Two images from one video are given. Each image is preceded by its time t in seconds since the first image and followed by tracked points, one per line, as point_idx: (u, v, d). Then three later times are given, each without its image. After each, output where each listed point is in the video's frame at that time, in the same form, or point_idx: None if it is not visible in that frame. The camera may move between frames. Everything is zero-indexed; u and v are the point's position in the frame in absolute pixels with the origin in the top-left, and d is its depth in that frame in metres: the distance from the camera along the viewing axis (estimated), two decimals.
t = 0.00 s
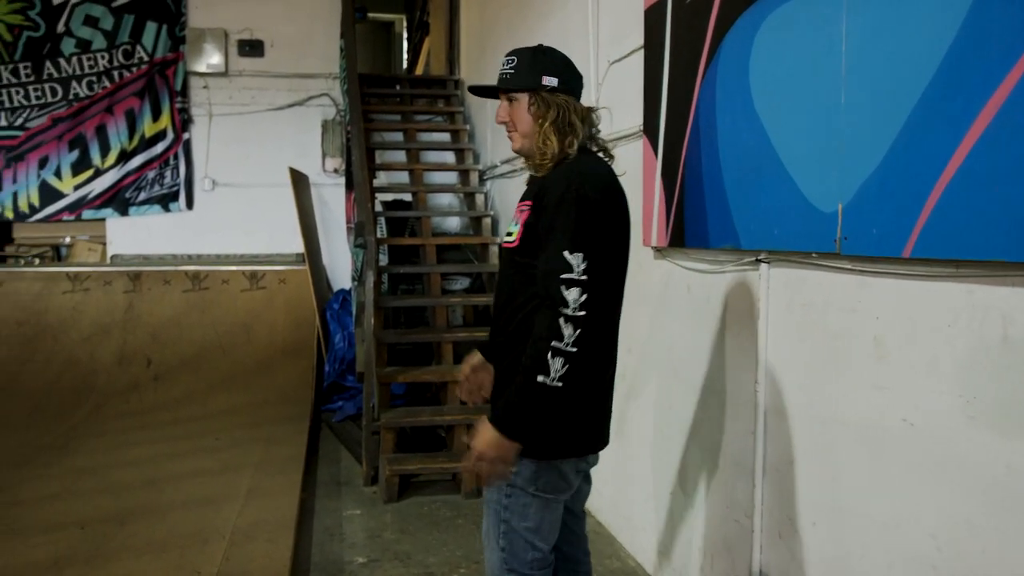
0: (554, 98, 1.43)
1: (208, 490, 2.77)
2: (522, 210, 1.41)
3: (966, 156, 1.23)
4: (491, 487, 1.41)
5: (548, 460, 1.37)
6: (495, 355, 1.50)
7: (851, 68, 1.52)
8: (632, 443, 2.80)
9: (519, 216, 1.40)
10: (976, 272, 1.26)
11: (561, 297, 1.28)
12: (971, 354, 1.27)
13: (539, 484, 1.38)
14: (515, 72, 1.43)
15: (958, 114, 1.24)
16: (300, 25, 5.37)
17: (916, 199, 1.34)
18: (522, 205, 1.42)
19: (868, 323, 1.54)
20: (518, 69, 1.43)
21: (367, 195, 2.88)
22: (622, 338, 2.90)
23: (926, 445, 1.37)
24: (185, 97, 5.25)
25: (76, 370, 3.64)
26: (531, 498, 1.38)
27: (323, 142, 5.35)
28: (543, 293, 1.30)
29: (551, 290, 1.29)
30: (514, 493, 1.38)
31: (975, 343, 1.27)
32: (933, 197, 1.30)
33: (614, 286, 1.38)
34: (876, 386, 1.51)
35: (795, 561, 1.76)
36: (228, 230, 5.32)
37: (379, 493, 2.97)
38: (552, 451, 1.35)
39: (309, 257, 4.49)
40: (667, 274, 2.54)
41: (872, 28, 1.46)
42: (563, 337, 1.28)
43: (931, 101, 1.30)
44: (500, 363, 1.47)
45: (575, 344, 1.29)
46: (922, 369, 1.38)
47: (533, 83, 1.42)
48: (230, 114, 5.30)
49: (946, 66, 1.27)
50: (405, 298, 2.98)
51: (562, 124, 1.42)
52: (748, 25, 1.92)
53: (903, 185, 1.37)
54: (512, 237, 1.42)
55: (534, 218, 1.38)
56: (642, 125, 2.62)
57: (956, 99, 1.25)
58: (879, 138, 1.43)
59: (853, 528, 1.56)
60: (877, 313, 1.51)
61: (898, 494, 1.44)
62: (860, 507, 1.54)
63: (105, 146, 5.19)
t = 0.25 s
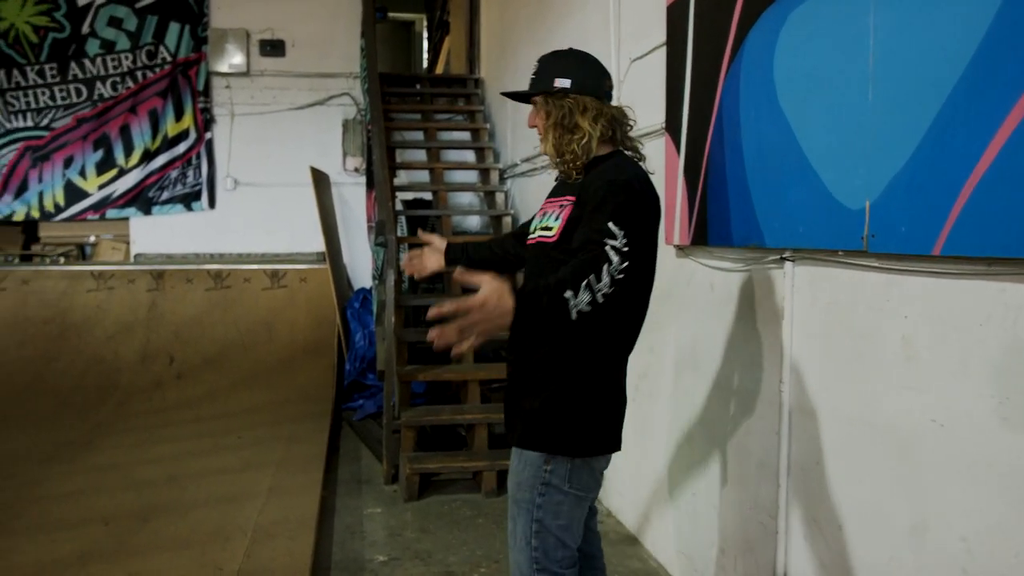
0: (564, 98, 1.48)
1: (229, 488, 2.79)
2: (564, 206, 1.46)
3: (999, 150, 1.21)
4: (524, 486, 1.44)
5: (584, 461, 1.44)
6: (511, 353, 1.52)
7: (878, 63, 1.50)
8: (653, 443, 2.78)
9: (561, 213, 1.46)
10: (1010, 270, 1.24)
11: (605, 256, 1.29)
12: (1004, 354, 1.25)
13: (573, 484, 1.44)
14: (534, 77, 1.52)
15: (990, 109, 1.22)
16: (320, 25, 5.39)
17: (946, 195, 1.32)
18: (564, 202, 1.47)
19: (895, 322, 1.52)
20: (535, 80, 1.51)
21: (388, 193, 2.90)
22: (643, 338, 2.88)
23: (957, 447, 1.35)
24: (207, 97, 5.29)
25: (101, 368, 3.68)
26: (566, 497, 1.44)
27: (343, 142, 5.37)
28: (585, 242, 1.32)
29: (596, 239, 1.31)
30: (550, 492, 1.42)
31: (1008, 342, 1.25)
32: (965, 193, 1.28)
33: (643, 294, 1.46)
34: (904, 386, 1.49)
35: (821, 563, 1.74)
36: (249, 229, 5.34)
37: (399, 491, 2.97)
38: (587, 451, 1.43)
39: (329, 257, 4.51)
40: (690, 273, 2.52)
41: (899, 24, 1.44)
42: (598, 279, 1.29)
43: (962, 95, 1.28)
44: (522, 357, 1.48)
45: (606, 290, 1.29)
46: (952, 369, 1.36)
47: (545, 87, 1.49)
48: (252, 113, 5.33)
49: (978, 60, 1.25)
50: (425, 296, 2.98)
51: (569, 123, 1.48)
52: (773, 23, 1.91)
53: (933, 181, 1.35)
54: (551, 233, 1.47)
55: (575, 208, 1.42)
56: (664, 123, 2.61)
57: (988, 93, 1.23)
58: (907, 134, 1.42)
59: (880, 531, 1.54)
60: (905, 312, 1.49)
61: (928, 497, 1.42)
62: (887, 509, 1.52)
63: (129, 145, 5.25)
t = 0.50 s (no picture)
0: (598, 101, 1.47)
1: (256, 486, 2.80)
2: (598, 207, 1.45)
3: None
4: (544, 486, 1.44)
5: (604, 462, 1.44)
6: (535, 351, 1.52)
7: (915, 59, 1.48)
8: (681, 444, 2.76)
9: (594, 212, 1.45)
10: None
11: (651, 237, 1.26)
12: None
13: (593, 485, 1.44)
14: (568, 79, 1.51)
15: None
16: (346, 25, 5.42)
17: (987, 193, 1.30)
18: (598, 203, 1.46)
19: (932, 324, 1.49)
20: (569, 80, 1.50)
21: (413, 192, 2.90)
22: (670, 338, 2.86)
23: (997, 451, 1.32)
24: (235, 98, 5.35)
25: (130, 366, 3.72)
26: (586, 498, 1.44)
27: (370, 142, 5.40)
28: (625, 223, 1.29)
29: (639, 217, 1.29)
30: (570, 493, 1.42)
31: None
32: (1007, 191, 1.25)
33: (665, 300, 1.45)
34: (941, 389, 1.46)
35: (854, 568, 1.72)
36: (275, 229, 5.38)
37: (424, 491, 2.98)
38: (609, 452, 1.43)
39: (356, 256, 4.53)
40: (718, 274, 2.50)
41: (936, 22, 1.42)
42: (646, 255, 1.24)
43: (1004, 91, 1.26)
44: (546, 355, 1.48)
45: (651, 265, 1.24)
46: (992, 372, 1.34)
47: (581, 88, 1.48)
48: (280, 113, 5.38)
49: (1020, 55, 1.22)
50: (452, 295, 2.99)
51: (605, 125, 1.46)
52: (804, 19, 1.88)
53: (973, 179, 1.33)
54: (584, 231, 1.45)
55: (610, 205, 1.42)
56: (693, 122, 2.59)
57: None
58: (946, 131, 1.39)
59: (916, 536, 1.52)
60: (942, 313, 1.47)
61: (967, 502, 1.39)
62: (923, 514, 1.50)
63: (158, 146, 5.30)
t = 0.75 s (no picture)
0: (652, 107, 1.44)
1: (287, 485, 2.82)
2: (626, 206, 1.43)
3: None
4: (569, 487, 1.43)
5: (629, 462, 1.43)
6: (561, 350, 1.52)
7: (958, 55, 1.45)
8: (712, 446, 2.73)
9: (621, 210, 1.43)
10: None
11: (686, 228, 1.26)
12: None
13: (618, 486, 1.43)
14: (616, 82, 1.44)
15: None
16: (376, 27, 5.45)
17: None
18: (626, 202, 1.44)
19: (974, 326, 1.47)
20: (619, 79, 1.44)
21: (444, 192, 2.91)
22: (701, 339, 2.83)
23: None
24: (267, 100, 5.39)
25: (164, 365, 3.77)
26: (611, 499, 1.43)
27: (399, 142, 5.43)
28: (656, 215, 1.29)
29: (672, 209, 1.28)
30: (595, 493, 1.41)
31: None
32: None
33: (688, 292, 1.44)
34: (982, 392, 1.44)
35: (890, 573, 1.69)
36: (306, 229, 5.43)
37: (454, 491, 2.98)
38: (634, 451, 1.41)
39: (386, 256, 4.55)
40: (752, 274, 2.46)
41: (981, 17, 1.39)
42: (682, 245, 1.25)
43: None
44: (572, 354, 1.47)
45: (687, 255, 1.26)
46: None
47: (635, 93, 1.43)
48: (311, 114, 5.42)
49: None
50: (481, 296, 2.99)
51: (659, 132, 1.44)
52: (840, 15, 1.85)
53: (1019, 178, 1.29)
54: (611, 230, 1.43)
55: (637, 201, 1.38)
56: (726, 122, 2.56)
57: None
58: (991, 130, 1.36)
59: (956, 543, 1.49)
60: (983, 315, 1.45)
61: (1010, 507, 1.37)
62: (964, 520, 1.47)
63: (191, 148, 5.38)
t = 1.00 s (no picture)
0: (698, 104, 1.52)
1: (318, 482, 2.84)
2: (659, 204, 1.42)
3: None
4: (604, 488, 1.43)
5: (665, 463, 1.42)
6: (593, 352, 1.51)
7: (1000, 52, 1.42)
8: (744, 448, 2.70)
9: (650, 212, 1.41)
10: None
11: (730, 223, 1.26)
12: None
13: (654, 486, 1.42)
14: (675, 77, 1.47)
15: None
16: (406, 28, 5.47)
17: None
18: (658, 200, 1.43)
19: (1017, 328, 1.44)
20: (672, 73, 1.48)
21: (473, 192, 2.93)
22: (733, 341, 2.80)
23: None
24: (299, 101, 5.44)
25: (197, 364, 3.83)
26: (646, 499, 1.42)
27: (429, 143, 5.44)
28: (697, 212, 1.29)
29: (714, 204, 1.28)
30: (631, 494, 1.41)
31: None
32: None
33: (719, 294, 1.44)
34: None
35: None
36: (337, 229, 5.48)
37: (483, 491, 2.98)
38: (671, 454, 1.40)
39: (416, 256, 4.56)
40: (784, 274, 2.44)
41: None
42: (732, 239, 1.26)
43: None
44: (606, 356, 1.47)
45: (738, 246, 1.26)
46: None
47: (691, 91, 1.49)
48: (342, 115, 5.47)
49: None
50: (511, 296, 3.00)
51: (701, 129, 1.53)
52: (877, 13, 1.82)
53: None
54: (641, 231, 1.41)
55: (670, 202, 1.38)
56: (759, 120, 2.53)
57: None
58: None
59: (999, 551, 1.45)
60: None
61: None
62: (1006, 526, 1.43)
63: (224, 149, 5.45)
